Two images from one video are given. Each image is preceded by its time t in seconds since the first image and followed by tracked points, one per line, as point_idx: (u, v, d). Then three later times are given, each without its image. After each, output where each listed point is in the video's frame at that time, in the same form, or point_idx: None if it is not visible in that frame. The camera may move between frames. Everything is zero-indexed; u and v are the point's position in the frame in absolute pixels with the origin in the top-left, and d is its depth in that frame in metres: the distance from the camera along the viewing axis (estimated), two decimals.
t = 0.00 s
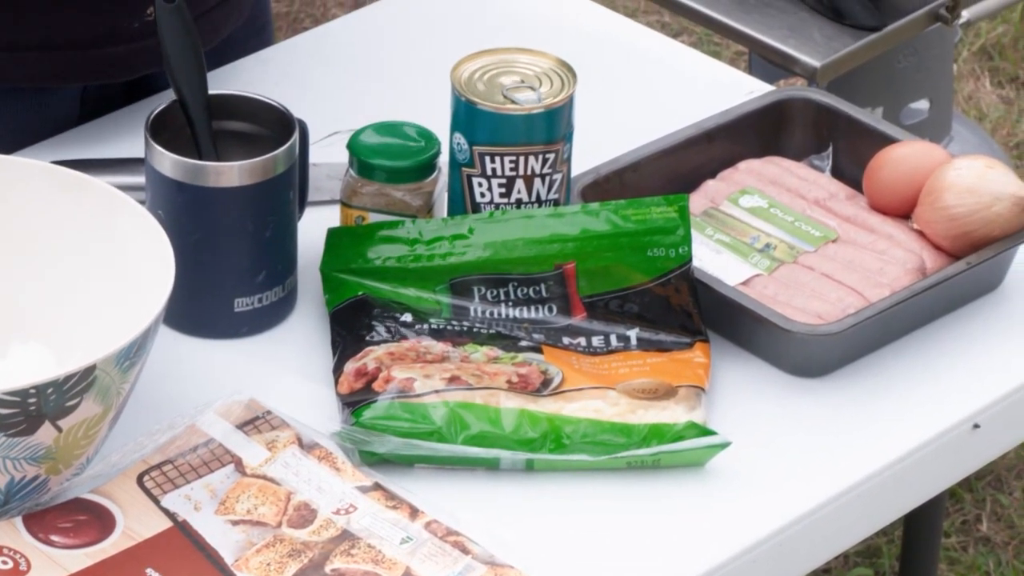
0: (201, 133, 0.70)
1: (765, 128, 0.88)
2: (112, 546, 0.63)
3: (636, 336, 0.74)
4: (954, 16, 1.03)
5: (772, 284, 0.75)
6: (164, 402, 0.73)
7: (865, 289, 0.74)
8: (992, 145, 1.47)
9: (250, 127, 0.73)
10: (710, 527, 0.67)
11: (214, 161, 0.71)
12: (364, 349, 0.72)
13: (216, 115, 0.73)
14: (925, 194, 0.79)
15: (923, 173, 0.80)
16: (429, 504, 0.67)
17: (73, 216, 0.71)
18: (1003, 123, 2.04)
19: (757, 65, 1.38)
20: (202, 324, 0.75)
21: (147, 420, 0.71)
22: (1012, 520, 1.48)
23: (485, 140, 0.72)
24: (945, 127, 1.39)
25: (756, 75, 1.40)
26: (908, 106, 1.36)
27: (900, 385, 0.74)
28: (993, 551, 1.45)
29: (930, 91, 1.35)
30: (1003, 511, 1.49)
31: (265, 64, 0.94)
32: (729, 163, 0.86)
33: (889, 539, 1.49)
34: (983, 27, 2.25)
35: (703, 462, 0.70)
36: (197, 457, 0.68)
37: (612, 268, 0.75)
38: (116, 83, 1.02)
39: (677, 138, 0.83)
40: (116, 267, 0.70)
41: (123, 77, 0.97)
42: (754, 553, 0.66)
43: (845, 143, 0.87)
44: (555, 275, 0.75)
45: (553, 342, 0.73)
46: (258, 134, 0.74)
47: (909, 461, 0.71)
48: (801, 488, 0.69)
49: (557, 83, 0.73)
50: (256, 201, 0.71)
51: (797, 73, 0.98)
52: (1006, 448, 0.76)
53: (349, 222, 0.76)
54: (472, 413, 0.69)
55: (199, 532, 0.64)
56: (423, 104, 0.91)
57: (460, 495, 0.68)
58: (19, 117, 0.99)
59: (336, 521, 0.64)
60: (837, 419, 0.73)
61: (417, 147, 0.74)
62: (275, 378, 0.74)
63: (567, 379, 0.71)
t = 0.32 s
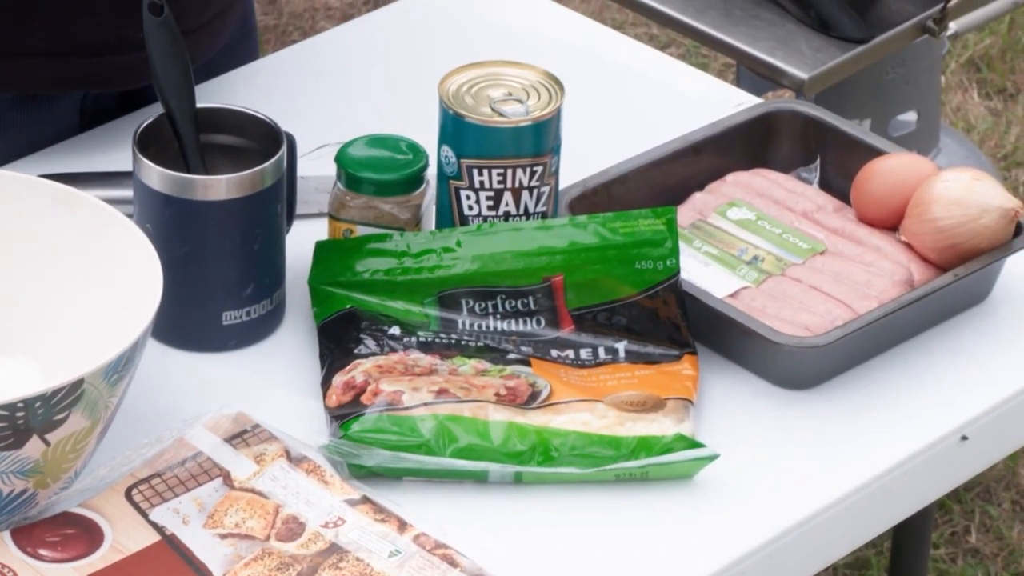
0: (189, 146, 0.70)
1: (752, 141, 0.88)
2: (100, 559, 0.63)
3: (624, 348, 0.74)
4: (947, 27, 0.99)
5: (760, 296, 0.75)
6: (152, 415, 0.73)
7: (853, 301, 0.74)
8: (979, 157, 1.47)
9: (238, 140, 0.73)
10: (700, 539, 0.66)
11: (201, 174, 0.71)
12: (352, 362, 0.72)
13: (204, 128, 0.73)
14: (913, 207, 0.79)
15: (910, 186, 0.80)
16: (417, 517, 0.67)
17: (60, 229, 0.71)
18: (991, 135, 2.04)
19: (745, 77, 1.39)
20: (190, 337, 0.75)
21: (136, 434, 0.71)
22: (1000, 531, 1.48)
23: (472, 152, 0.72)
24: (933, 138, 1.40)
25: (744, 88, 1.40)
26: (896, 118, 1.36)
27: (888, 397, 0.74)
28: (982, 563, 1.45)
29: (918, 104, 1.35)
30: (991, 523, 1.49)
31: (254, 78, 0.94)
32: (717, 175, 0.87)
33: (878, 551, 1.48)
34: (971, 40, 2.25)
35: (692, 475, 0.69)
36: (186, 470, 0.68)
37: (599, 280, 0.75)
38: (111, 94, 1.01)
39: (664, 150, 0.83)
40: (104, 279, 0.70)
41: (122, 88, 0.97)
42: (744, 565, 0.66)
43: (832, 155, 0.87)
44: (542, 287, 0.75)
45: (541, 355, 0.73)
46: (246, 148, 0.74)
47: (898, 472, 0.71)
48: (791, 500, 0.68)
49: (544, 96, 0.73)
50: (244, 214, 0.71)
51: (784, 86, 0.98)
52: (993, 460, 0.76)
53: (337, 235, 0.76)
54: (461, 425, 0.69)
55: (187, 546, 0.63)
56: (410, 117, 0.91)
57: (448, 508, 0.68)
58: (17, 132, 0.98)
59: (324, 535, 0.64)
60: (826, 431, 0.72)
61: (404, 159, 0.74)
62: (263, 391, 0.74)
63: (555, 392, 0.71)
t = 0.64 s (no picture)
0: (177, 159, 0.70)
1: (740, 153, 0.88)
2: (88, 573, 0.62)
3: (612, 361, 0.74)
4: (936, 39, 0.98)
5: (748, 308, 0.75)
6: (140, 428, 0.73)
7: (841, 313, 0.75)
8: (967, 168, 1.48)
9: (227, 154, 0.74)
10: (689, 550, 0.66)
11: (190, 187, 0.71)
12: (340, 375, 0.72)
13: (192, 142, 0.73)
14: (900, 219, 0.79)
15: (898, 198, 0.80)
16: (406, 530, 0.66)
17: (48, 243, 0.71)
18: (978, 146, 2.04)
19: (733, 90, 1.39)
20: (179, 351, 0.75)
21: (124, 447, 0.71)
22: (989, 542, 1.48)
23: (461, 165, 0.72)
24: (920, 150, 1.40)
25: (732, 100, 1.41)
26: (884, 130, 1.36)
27: (876, 409, 0.74)
28: (971, 575, 1.45)
29: (906, 115, 1.35)
30: (981, 534, 1.49)
31: (242, 92, 0.95)
32: (704, 188, 0.87)
33: (866, 563, 1.48)
34: (959, 51, 2.25)
35: (680, 487, 0.69)
36: (174, 483, 0.67)
37: (588, 293, 0.75)
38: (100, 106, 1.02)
39: (652, 163, 0.83)
40: (92, 292, 0.70)
41: (109, 109, 0.98)
42: None
43: (821, 168, 0.87)
44: (531, 300, 0.75)
45: (530, 368, 0.73)
46: (235, 162, 0.74)
47: (887, 484, 0.71)
48: (780, 512, 0.68)
49: (532, 108, 0.73)
50: (232, 227, 0.71)
51: (772, 99, 0.96)
52: (982, 471, 0.76)
53: (326, 248, 0.76)
54: (449, 438, 0.68)
55: (175, 559, 0.63)
56: (398, 130, 0.91)
57: (436, 521, 0.67)
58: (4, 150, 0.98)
59: (313, 548, 0.64)
60: (814, 443, 0.72)
61: (393, 173, 0.74)
62: (251, 405, 0.74)
63: (544, 405, 0.71)
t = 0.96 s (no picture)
0: (166, 173, 0.70)
1: (728, 165, 0.88)
2: None
3: (601, 373, 0.74)
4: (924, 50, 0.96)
5: (737, 320, 0.76)
6: (129, 441, 0.72)
7: (829, 324, 0.75)
8: (955, 180, 1.48)
9: (216, 167, 0.74)
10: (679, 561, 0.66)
11: (178, 200, 0.71)
12: (329, 388, 0.72)
13: (182, 155, 0.73)
14: (889, 230, 0.80)
15: (886, 210, 0.81)
16: (395, 542, 0.66)
17: (38, 256, 0.71)
18: (967, 157, 2.04)
19: (722, 101, 1.39)
20: (167, 364, 0.75)
21: (113, 461, 0.71)
22: (978, 553, 1.48)
23: (449, 178, 0.72)
24: (909, 161, 1.40)
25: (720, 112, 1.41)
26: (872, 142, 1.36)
27: (865, 421, 0.74)
28: None
29: (893, 127, 1.35)
30: (970, 545, 1.49)
31: (232, 104, 0.95)
32: (692, 200, 0.87)
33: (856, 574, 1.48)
34: (948, 62, 2.26)
35: (670, 499, 0.69)
36: (163, 496, 0.67)
37: (576, 304, 0.75)
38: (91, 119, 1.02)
39: (640, 175, 0.83)
40: (82, 305, 0.70)
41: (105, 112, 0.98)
42: None
43: (808, 180, 0.88)
44: (520, 312, 0.75)
45: (519, 380, 0.73)
46: (224, 175, 0.74)
47: (877, 495, 0.71)
48: (770, 523, 0.68)
49: (520, 121, 0.73)
50: (220, 240, 0.71)
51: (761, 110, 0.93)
52: (971, 483, 0.76)
53: (315, 261, 0.77)
54: (438, 451, 0.69)
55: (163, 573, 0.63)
56: (386, 142, 0.91)
57: (426, 533, 0.67)
58: None
59: (301, 561, 0.64)
60: (803, 455, 0.72)
61: (381, 186, 0.74)
62: (240, 417, 0.74)
63: (533, 417, 0.71)
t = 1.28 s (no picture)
0: (154, 185, 0.70)
1: (716, 176, 0.89)
2: None
3: (589, 384, 0.74)
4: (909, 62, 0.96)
5: (725, 332, 0.76)
6: (117, 453, 0.72)
7: (817, 335, 0.75)
8: (943, 190, 1.48)
9: (205, 179, 0.74)
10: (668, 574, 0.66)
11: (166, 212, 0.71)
12: (317, 401, 0.72)
13: (171, 167, 0.73)
14: (877, 241, 0.80)
15: (874, 221, 0.81)
16: (384, 555, 0.66)
17: (29, 268, 0.71)
18: (956, 168, 2.04)
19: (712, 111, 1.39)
20: (156, 376, 0.75)
21: (101, 473, 0.71)
22: (968, 563, 1.48)
23: (437, 190, 0.72)
24: (898, 170, 1.40)
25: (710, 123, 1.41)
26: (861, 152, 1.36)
27: (854, 432, 0.74)
28: None
29: (882, 136, 1.35)
30: (959, 555, 1.49)
31: (220, 117, 0.95)
32: (681, 211, 0.87)
33: None
34: (937, 72, 2.26)
35: (660, 510, 0.69)
36: (152, 509, 0.67)
37: (565, 316, 0.75)
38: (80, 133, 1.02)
39: (629, 187, 0.83)
40: (71, 318, 0.70)
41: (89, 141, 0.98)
42: None
43: (796, 191, 0.88)
44: (508, 323, 0.75)
45: (507, 392, 0.73)
46: (213, 187, 0.74)
47: (866, 506, 0.71)
48: (760, 534, 0.68)
49: (508, 132, 0.73)
50: (208, 253, 0.71)
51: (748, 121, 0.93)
52: (959, 493, 0.76)
53: (303, 272, 0.77)
54: (427, 462, 0.68)
55: None
56: (374, 155, 0.91)
57: (414, 545, 0.67)
58: None
59: (290, 573, 0.63)
60: (792, 466, 0.72)
61: (369, 198, 0.75)
62: (229, 430, 0.74)
63: (522, 428, 0.71)
